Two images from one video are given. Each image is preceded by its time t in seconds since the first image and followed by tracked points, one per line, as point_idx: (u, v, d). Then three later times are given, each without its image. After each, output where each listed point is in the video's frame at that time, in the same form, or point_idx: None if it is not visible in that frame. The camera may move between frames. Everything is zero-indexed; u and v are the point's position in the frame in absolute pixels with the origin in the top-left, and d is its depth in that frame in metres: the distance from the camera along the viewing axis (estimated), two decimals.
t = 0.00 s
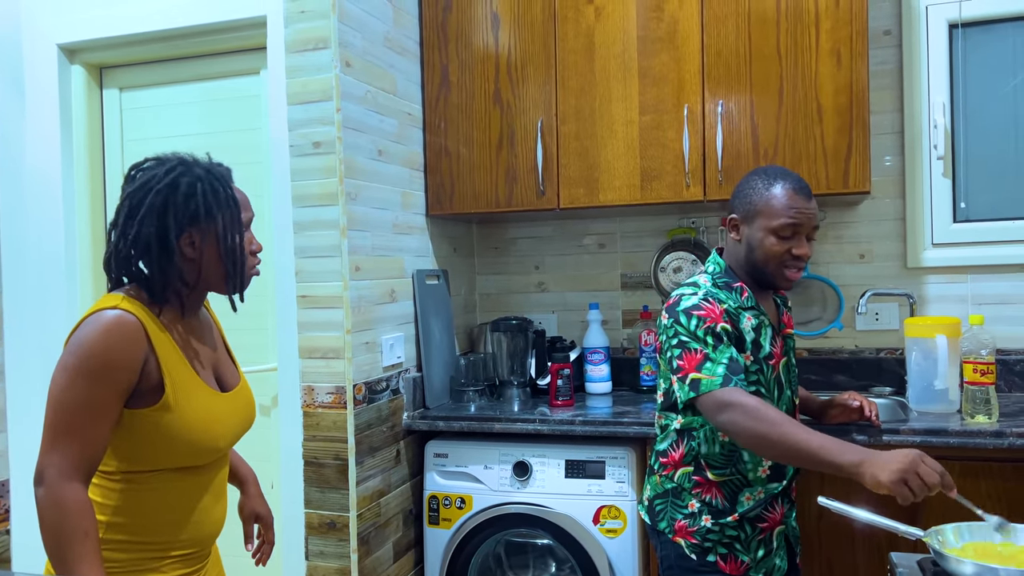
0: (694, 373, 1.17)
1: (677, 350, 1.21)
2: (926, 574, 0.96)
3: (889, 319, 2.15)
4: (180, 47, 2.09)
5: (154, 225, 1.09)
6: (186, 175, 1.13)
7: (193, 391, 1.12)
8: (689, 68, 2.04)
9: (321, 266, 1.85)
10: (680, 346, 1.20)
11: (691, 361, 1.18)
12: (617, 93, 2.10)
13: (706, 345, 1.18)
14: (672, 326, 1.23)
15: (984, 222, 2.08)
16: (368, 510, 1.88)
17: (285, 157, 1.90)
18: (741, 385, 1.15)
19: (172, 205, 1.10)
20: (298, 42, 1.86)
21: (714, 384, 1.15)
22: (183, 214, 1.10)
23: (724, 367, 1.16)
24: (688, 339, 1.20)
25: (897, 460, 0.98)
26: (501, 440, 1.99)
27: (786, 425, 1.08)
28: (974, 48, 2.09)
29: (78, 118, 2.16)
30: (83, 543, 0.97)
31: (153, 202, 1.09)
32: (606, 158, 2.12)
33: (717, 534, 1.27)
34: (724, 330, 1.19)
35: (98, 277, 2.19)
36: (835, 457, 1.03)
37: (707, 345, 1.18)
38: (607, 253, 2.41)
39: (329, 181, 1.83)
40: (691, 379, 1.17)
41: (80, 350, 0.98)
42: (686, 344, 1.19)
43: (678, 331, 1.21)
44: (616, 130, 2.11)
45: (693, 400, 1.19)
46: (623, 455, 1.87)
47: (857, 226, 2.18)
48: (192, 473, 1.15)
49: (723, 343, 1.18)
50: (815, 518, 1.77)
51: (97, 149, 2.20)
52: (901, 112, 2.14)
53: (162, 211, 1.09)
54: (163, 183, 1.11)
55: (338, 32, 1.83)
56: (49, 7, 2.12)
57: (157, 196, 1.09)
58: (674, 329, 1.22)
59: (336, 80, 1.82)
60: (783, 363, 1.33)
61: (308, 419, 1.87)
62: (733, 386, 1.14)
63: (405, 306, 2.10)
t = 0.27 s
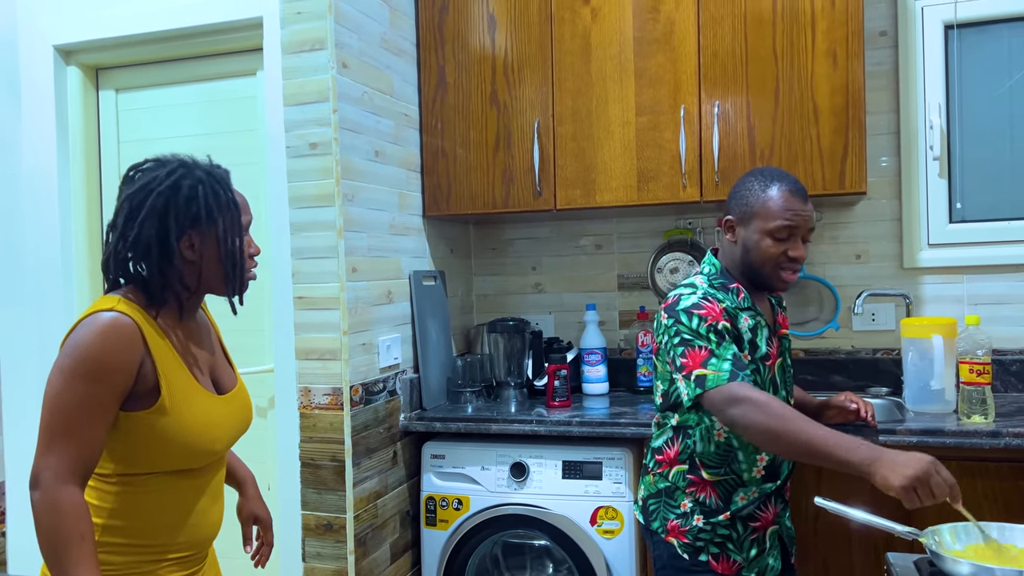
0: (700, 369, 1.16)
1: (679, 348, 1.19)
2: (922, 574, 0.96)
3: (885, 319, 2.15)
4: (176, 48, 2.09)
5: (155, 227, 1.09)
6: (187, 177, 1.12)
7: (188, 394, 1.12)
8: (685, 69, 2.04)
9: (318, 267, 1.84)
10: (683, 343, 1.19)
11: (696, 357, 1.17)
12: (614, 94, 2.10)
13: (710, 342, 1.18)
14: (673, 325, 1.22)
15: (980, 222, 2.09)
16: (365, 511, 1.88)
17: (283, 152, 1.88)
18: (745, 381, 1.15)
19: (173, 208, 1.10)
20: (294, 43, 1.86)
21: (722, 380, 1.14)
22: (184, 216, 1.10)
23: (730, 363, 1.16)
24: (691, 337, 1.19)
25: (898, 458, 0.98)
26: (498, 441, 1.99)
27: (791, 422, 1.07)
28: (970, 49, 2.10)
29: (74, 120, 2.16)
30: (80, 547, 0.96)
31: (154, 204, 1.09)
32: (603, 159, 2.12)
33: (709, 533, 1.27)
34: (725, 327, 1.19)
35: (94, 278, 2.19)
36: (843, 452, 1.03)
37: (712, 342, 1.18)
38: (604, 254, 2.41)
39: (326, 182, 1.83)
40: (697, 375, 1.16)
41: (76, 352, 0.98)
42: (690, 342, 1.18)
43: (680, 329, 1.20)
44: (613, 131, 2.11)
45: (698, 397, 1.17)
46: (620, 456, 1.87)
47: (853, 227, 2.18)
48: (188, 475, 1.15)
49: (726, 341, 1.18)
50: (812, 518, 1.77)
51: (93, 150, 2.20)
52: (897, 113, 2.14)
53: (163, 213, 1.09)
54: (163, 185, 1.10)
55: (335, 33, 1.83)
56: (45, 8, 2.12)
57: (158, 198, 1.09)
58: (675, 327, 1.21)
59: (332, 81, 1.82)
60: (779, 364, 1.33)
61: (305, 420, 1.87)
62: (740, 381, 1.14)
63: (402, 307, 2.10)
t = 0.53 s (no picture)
0: (698, 367, 1.16)
1: (676, 347, 1.19)
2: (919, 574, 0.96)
3: (882, 320, 2.16)
4: (173, 49, 2.09)
5: (158, 230, 1.09)
6: (191, 180, 1.12)
7: (191, 397, 1.12)
8: (682, 71, 2.04)
9: (315, 268, 1.84)
10: (680, 342, 1.19)
11: (694, 356, 1.17)
12: (611, 95, 2.11)
13: (708, 341, 1.18)
14: (670, 324, 1.21)
15: (976, 223, 2.10)
16: (362, 513, 1.88)
17: (280, 152, 1.89)
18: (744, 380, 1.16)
19: (176, 211, 1.09)
20: (291, 44, 1.86)
21: (721, 378, 1.14)
22: (187, 219, 1.10)
23: (728, 362, 1.16)
24: (688, 335, 1.19)
25: (897, 459, 0.99)
26: (496, 443, 1.99)
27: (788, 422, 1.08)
28: (966, 50, 2.10)
29: (70, 121, 2.16)
30: (81, 551, 0.97)
31: (157, 207, 1.09)
32: (600, 160, 2.12)
33: (705, 534, 1.28)
34: (722, 327, 1.20)
35: (90, 280, 2.18)
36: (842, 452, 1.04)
37: (710, 341, 1.18)
38: (601, 255, 2.41)
39: (323, 184, 1.83)
40: (694, 374, 1.16)
41: (78, 355, 0.97)
42: (687, 340, 1.18)
43: (677, 328, 1.20)
44: (610, 132, 2.11)
45: (695, 396, 1.17)
46: (618, 457, 1.87)
47: (849, 228, 2.19)
48: (189, 478, 1.15)
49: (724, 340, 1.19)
50: (809, 518, 1.78)
51: (89, 152, 2.20)
52: (893, 114, 2.15)
53: (166, 216, 1.09)
54: (167, 189, 1.10)
55: (332, 35, 1.83)
56: (41, 9, 2.12)
57: (162, 201, 1.09)
58: (673, 326, 1.21)
59: (329, 82, 1.82)
60: (774, 365, 1.33)
61: (303, 422, 1.87)
62: (739, 379, 1.14)
63: (399, 308, 2.10)
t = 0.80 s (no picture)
0: (693, 369, 1.16)
1: (672, 348, 1.20)
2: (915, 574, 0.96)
3: (877, 321, 2.16)
4: (169, 50, 2.08)
5: (183, 234, 1.08)
6: (215, 185, 1.12)
7: (213, 398, 1.11)
8: (678, 72, 2.05)
9: (311, 270, 1.85)
10: (676, 343, 1.19)
11: (689, 358, 1.18)
12: (607, 96, 2.11)
13: (703, 342, 1.18)
14: (666, 325, 1.22)
15: (971, 224, 2.10)
16: (359, 514, 1.88)
17: (276, 154, 1.91)
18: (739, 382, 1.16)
19: (201, 215, 1.09)
20: (288, 46, 1.86)
21: (715, 380, 1.14)
22: (212, 224, 1.10)
23: (723, 364, 1.16)
24: (684, 337, 1.19)
25: (895, 460, 0.99)
26: (493, 444, 2.00)
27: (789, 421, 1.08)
28: (961, 51, 2.11)
29: (66, 123, 2.15)
30: (106, 551, 0.98)
31: (183, 211, 1.08)
32: (597, 161, 2.12)
33: (703, 536, 1.28)
34: (718, 328, 1.20)
35: (86, 282, 2.18)
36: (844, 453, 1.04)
37: (705, 342, 1.18)
38: (597, 256, 2.41)
39: (319, 185, 1.83)
40: (689, 376, 1.16)
41: (104, 355, 0.98)
42: (683, 342, 1.19)
43: (673, 329, 1.20)
44: (607, 133, 2.11)
45: (691, 398, 1.18)
46: (614, 458, 1.88)
47: (845, 229, 2.19)
48: (210, 478, 1.15)
49: (720, 341, 1.19)
50: (805, 519, 1.78)
51: (85, 153, 2.19)
52: (888, 115, 2.15)
53: (191, 220, 1.08)
54: (192, 193, 1.09)
55: (328, 36, 1.83)
56: (38, 11, 2.12)
57: (187, 205, 1.08)
58: (669, 328, 1.21)
59: (326, 84, 1.82)
60: (769, 366, 1.34)
61: (299, 424, 1.87)
62: (734, 382, 1.14)
63: (396, 310, 2.10)
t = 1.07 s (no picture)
0: (695, 369, 1.16)
1: (673, 348, 1.20)
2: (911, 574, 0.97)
3: (874, 322, 2.16)
4: (165, 52, 2.08)
5: (244, 241, 1.08)
6: (273, 193, 1.12)
7: (277, 394, 1.12)
8: (675, 74, 2.05)
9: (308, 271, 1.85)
10: (677, 344, 1.19)
11: (690, 358, 1.18)
12: (604, 98, 2.11)
13: (704, 342, 1.18)
14: (666, 325, 1.21)
15: (966, 225, 2.11)
16: (357, 515, 1.88)
17: (273, 155, 1.92)
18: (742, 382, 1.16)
19: (261, 222, 1.09)
20: (285, 48, 1.86)
21: (717, 379, 1.14)
22: (272, 229, 1.10)
23: (725, 363, 1.16)
24: (685, 337, 1.19)
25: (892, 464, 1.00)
26: (490, 445, 2.00)
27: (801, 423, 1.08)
28: (957, 53, 2.12)
29: (62, 124, 2.15)
30: (176, 538, 1.02)
31: (244, 218, 1.08)
32: (593, 163, 2.12)
33: (701, 537, 1.28)
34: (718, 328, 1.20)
35: (82, 284, 2.18)
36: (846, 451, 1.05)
37: (707, 342, 1.18)
38: (595, 257, 2.41)
39: (316, 186, 1.83)
40: (691, 376, 1.16)
41: (174, 354, 1.01)
42: (684, 342, 1.18)
43: (674, 329, 1.20)
44: (603, 134, 2.11)
45: (692, 398, 1.18)
46: (611, 459, 1.88)
47: (841, 230, 2.20)
48: (272, 472, 1.14)
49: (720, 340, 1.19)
50: (801, 520, 1.78)
51: (81, 155, 2.19)
52: (884, 117, 2.16)
53: (251, 227, 1.08)
54: (252, 201, 1.10)
55: (325, 38, 1.83)
56: (34, 12, 2.11)
57: (248, 213, 1.08)
58: (669, 328, 1.21)
59: (323, 85, 1.82)
60: (766, 367, 1.34)
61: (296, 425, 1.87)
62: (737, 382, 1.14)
63: (393, 311, 2.10)
